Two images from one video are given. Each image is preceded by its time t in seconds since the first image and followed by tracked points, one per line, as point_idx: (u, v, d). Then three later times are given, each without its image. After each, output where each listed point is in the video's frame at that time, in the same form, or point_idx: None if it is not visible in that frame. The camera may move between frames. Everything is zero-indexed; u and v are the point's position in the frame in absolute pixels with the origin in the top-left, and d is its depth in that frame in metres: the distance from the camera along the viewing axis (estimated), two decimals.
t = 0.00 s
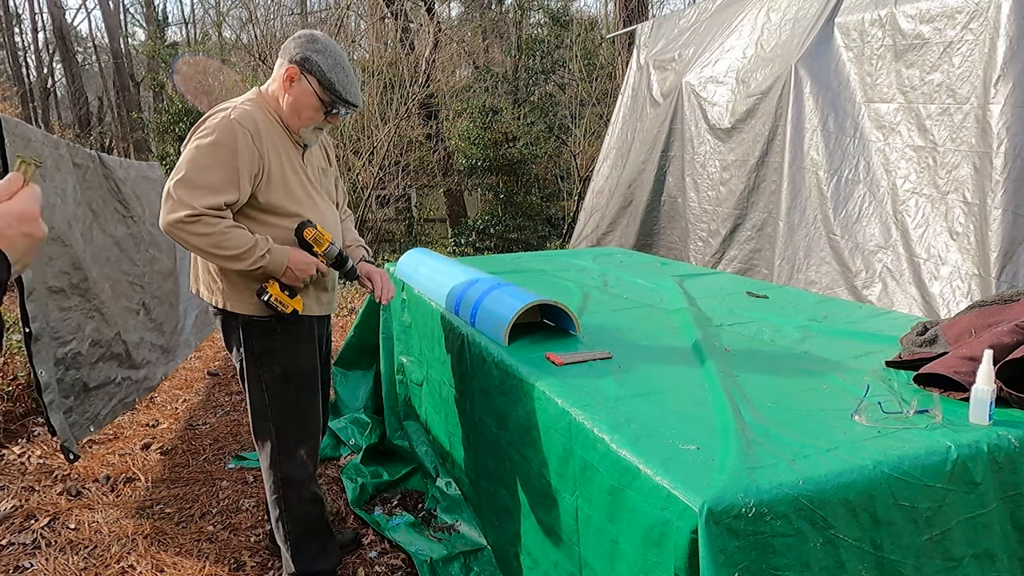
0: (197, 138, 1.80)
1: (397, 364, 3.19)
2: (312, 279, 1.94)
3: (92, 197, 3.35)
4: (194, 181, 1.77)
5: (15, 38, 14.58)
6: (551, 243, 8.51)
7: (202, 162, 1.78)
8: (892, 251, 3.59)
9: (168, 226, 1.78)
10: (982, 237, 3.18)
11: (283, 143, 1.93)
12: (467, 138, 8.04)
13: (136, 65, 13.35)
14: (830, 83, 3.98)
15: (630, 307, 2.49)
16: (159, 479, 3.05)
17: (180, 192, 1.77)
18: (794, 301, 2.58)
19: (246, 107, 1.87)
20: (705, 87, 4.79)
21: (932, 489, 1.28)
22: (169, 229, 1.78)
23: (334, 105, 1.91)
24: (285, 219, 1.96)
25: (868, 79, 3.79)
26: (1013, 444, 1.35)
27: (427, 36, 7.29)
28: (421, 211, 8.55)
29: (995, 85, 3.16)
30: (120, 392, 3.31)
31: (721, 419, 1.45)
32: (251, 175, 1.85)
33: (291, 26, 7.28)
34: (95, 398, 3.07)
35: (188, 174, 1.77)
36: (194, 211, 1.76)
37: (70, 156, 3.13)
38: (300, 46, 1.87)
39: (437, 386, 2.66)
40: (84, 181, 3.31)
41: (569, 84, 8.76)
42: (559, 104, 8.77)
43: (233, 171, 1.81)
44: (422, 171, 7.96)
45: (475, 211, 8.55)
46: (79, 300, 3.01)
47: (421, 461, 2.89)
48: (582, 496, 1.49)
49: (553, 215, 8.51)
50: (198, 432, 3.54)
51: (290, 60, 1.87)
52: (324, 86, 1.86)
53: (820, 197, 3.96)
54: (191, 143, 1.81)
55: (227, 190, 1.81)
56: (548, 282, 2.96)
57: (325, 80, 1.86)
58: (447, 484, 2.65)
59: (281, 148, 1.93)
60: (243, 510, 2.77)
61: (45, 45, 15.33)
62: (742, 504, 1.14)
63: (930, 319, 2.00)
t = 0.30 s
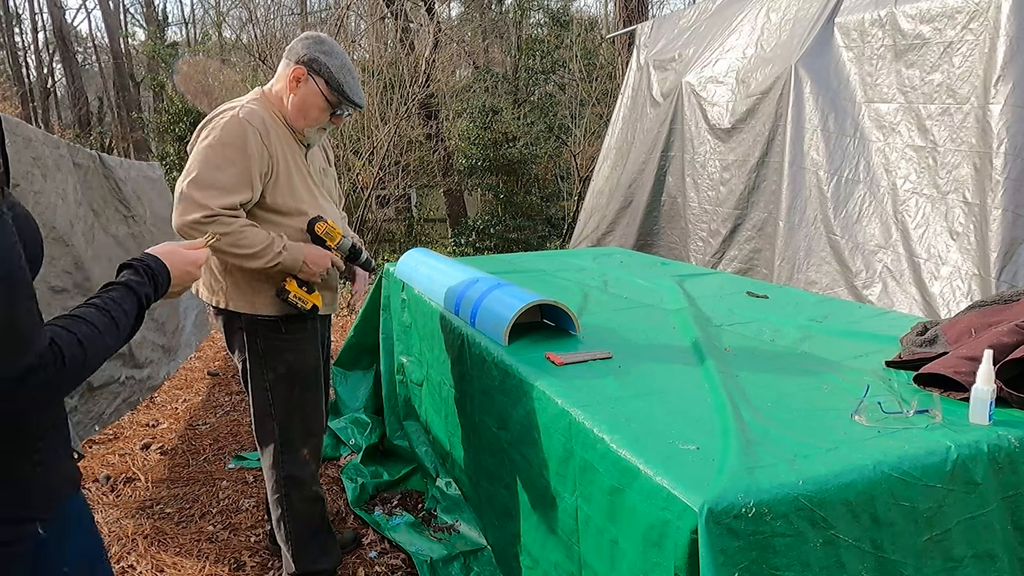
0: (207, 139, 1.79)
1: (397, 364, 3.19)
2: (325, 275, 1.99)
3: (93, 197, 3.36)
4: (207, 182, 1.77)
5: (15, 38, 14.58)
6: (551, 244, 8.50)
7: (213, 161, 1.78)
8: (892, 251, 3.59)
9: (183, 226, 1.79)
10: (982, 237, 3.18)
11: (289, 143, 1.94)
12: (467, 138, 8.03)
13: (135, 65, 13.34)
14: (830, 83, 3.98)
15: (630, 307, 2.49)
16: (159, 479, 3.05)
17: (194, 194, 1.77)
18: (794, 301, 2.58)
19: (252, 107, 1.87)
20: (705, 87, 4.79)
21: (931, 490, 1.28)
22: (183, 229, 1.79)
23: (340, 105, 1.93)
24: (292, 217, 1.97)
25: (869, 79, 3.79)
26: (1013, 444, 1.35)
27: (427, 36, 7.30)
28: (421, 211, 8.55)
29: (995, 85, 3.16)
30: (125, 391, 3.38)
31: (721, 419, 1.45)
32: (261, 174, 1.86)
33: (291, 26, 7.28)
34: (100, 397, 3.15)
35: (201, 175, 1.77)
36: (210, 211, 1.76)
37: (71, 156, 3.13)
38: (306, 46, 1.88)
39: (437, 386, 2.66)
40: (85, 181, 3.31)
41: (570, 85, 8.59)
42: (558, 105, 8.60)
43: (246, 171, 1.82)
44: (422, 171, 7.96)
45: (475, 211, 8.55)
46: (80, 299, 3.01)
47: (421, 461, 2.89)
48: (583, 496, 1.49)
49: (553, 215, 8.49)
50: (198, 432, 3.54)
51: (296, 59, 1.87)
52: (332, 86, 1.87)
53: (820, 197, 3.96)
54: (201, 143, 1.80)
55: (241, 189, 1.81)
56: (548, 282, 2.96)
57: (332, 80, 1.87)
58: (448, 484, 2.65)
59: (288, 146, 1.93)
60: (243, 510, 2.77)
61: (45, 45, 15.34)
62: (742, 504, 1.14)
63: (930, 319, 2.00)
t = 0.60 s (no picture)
0: (216, 147, 1.80)
1: (397, 364, 3.19)
2: (362, 250, 2.14)
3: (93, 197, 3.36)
4: (236, 191, 1.80)
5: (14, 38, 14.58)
6: (551, 244, 8.50)
7: (232, 170, 1.80)
8: (892, 251, 3.59)
9: (228, 241, 1.82)
10: (982, 237, 3.18)
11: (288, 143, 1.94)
12: (467, 138, 8.04)
13: (136, 65, 13.36)
14: (830, 83, 3.98)
15: (630, 307, 2.49)
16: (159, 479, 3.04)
17: (228, 207, 1.79)
18: (794, 301, 2.58)
19: (247, 107, 1.86)
20: (705, 87, 4.79)
21: (932, 490, 1.28)
22: (225, 243, 1.83)
23: (333, 101, 1.94)
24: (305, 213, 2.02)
25: (868, 79, 3.79)
26: (1013, 444, 1.35)
27: (427, 36, 7.31)
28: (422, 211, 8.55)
29: (995, 85, 3.16)
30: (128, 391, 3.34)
31: (721, 419, 1.45)
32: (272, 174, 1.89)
33: (291, 26, 7.28)
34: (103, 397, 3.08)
35: (227, 186, 1.79)
36: (251, 220, 1.81)
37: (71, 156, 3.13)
38: (295, 44, 1.87)
39: (437, 386, 2.66)
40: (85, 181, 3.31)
41: (569, 84, 8.62)
42: (558, 105, 8.57)
43: (262, 173, 1.85)
44: (422, 171, 7.96)
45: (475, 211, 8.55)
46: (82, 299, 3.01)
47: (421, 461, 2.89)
48: (583, 496, 1.49)
49: (553, 215, 8.48)
50: (198, 432, 3.54)
51: (287, 58, 1.87)
52: (326, 83, 1.88)
53: (820, 197, 3.96)
54: (211, 153, 1.80)
55: (267, 192, 1.87)
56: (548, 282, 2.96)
57: (325, 77, 1.88)
58: (447, 484, 2.65)
59: (284, 146, 1.93)
60: (243, 510, 2.77)
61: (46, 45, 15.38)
62: (742, 504, 1.14)
63: (930, 319, 2.00)
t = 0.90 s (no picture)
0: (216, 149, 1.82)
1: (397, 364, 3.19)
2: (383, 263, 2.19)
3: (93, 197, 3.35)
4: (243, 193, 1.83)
5: (14, 37, 14.58)
6: (551, 244, 8.41)
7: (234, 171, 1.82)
8: (892, 251, 3.59)
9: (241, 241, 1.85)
10: (982, 237, 3.18)
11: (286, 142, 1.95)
12: (467, 138, 8.03)
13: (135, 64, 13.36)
14: (830, 83, 3.98)
15: (630, 307, 2.49)
16: (159, 479, 3.04)
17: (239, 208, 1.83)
18: (794, 301, 2.58)
19: (244, 107, 1.88)
20: (705, 87, 4.79)
21: (932, 490, 1.28)
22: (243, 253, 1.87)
23: (330, 100, 1.94)
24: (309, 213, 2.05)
25: (869, 79, 3.79)
26: (1013, 444, 1.35)
27: (427, 36, 7.31)
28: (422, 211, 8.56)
29: (995, 85, 3.16)
30: (128, 391, 3.31)
31: (721, 419, 1.45)
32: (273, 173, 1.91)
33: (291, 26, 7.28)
34: (102, 397, 3.06)
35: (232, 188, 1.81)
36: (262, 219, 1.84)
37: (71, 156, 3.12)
38: (291, 45, 1.87)
39: (437, 386, 2.66)
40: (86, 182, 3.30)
41: (569, 85, 8.53)
42: (558, 105, 8.54)
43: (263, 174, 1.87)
44: (422, 171, 7.96)
45: (475, 211, 8.55)
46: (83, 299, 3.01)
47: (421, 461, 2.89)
48: (583, 496, 1.49)
49: (553, 215, 8.41)
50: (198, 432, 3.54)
51: (283, 58, 1.87)
52: (322, 83, 1.88)
53: (820, 197, 3.96)
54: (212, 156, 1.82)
55: (270, 191, 1.89)
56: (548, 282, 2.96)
57: (322, 76, 1.87)
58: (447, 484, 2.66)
59: (281, 145, 1.94)
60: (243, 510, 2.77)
61: (46, 45, 15.41)
62: (742, 504, 1.14)
63: (930, 319, 2.00)
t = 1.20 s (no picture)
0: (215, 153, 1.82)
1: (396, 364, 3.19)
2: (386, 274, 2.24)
3: (94, 197, 3.35)
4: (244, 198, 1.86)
5: (14, 37, 14.60)
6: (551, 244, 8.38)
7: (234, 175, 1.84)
8: (893, 251, 3.59)
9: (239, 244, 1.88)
10: (982, 237, 3.18)
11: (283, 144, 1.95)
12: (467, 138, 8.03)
13: (136, 64, 13.38)
14: (830, 83, 3.98)
15: (630, 307, 2.49)
16: (159, 479, 3.05)
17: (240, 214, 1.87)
18: (794, 301, 2.57)
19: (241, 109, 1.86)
20: (705, 87, 4.79)
21: (932, 490, 1.28)
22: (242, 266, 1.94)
23: (330, 100, 1.94)
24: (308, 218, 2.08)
25: (869, 79, 3.79)
26: (1013, 444, 1.35)
27: (427, 36, 7.32)
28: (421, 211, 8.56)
29: (995, 85, 3.16)
30: (126, 391, 3.33)
31: (721, 419, 1.45)
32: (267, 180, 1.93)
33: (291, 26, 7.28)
34: (101, 397, 3.07)
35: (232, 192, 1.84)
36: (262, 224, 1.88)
37: (71, 156, 3.11)
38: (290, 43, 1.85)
39: (437, 386, 2.66)
40: (87, 182, 3.30)
41: (569, 84, 8.55)
42: (558, 105, 8.53)
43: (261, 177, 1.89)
44: (422, 171, 7.97)
45: (475, 211, 8.55)
46: (84, 299, 3.01)
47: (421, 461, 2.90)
48: (583, 496, 1.49)
49: (553, 215, 8.39)
50: (198, 432, 3.54)
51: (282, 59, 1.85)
52: (322, 82, 1.88)
53: (820, 197, 3.96)
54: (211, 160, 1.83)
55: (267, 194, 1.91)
56: (548, 282, 2.97)
57: (321, 77, 1.88)
58: (447, 484, 2.66)
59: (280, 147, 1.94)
60: (243, 510, 2.77)
61: (45, 44, 15.43)
62: (742, 504, 1.14)
63: (930, 319, 2.00)
